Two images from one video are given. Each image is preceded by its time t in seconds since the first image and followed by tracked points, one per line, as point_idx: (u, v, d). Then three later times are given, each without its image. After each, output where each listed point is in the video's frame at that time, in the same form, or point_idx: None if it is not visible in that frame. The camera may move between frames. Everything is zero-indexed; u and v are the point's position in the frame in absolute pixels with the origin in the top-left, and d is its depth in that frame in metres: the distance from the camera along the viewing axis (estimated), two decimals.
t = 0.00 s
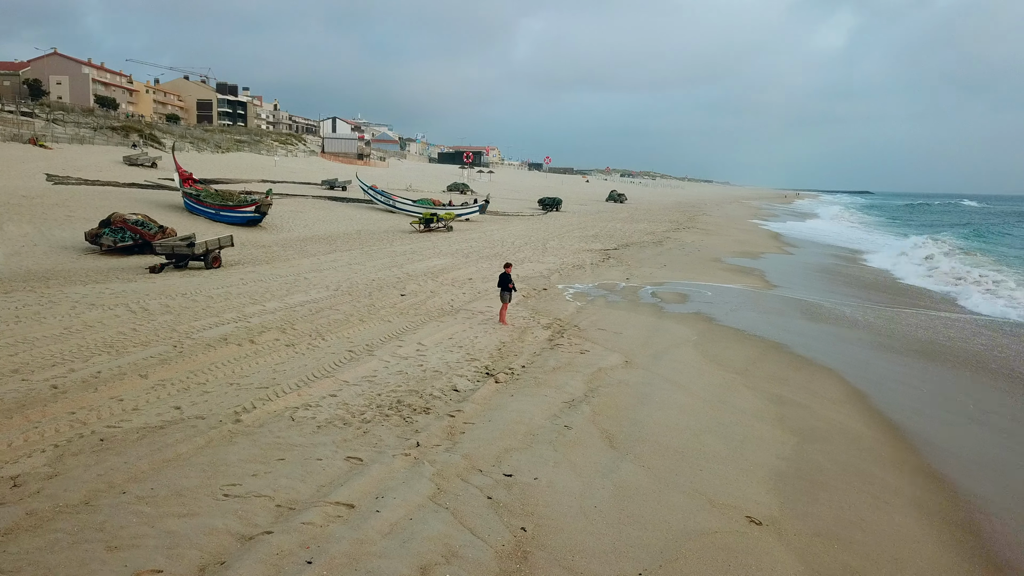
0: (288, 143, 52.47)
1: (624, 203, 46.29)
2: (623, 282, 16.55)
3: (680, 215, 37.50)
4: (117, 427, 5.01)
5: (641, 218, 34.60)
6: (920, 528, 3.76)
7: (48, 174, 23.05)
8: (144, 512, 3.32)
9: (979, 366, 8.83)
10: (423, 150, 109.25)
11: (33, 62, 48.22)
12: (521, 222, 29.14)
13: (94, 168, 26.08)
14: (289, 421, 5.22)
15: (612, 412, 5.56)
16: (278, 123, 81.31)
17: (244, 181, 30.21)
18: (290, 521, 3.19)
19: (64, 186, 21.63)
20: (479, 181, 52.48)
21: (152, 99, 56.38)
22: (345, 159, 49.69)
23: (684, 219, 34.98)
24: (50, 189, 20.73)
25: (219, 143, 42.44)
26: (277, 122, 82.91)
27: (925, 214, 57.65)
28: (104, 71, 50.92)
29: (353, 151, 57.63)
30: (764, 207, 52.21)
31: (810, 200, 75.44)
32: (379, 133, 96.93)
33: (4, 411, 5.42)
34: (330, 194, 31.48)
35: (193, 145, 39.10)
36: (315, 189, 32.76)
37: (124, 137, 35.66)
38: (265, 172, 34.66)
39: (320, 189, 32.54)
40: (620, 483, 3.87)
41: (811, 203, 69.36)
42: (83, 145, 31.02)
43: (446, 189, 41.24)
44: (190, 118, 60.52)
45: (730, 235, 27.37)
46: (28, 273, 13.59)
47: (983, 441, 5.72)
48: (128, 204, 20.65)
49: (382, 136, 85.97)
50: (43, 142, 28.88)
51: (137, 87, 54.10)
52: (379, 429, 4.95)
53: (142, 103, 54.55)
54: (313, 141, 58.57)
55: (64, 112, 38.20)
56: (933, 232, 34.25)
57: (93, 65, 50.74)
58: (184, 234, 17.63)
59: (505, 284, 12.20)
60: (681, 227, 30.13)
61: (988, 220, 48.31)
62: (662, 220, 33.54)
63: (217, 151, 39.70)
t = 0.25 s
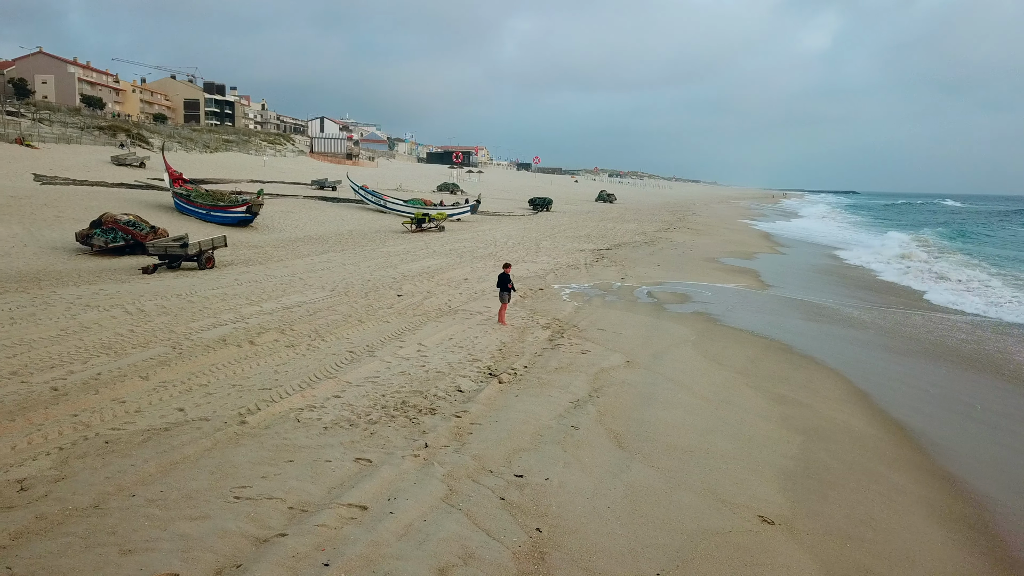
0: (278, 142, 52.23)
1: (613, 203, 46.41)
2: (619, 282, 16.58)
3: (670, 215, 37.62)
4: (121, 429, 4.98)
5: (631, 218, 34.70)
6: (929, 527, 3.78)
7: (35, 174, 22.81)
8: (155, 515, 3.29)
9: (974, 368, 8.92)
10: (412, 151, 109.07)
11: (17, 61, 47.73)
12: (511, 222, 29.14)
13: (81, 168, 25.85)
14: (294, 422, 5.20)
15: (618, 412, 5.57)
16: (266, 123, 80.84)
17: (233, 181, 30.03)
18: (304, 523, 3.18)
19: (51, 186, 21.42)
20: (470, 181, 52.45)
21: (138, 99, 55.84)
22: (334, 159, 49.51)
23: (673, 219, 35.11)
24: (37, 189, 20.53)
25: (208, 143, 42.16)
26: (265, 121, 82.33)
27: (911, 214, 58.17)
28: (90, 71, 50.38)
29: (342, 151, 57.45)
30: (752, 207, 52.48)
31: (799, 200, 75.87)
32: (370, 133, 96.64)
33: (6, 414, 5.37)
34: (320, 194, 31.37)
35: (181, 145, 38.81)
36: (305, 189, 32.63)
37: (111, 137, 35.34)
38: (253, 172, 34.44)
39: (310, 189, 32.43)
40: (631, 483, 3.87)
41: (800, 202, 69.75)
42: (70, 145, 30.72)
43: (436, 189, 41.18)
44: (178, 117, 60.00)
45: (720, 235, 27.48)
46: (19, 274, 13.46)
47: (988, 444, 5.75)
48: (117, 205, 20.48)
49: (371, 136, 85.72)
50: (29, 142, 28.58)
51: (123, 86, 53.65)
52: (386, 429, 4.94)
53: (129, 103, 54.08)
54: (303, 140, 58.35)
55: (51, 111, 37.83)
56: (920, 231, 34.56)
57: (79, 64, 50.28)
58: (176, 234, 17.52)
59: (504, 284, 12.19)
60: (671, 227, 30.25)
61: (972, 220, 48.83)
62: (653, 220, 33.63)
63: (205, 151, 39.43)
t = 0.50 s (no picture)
0: (268, 142, 51.96)
1: (604, 203, 46.53)
2: (615, 282, 16.61)
3: (661, 215, 37.73)
4: (125, 431, 4.94)
5: (622, 218, 34.75)
6: (938, 525, 3.81)
7: (22, 174, 22.57)
8: (166, 518, 3.26)
9: (969, 368, 8.99)
10: (403, 150, 108.81)
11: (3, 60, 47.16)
12: (503, 222, 29.17)
13: (69, 168, 25.60)
14: (300, 424, 5.17)
15: (624, 413, 5.58)
16: (255, 123, 80.38)
17: (223, 181, 29.84)
18: (318, 526, 3.16)
19: (39, 186, 21.21)
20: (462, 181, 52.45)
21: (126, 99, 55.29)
22: (324, 159, 49.31)
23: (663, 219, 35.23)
24: (25, 189, 20.32)
25: (198, 143, 41.87)
26: (254, 121, 81.76)
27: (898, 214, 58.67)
28: (77, 70, 49.85)
29: (331, 151, 57.22)
30: (742, 207, 52.74)
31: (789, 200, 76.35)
32: (361, 132, 96.34)
33: (7, 417, 5.31)
34: (311, 194, 31.25)
35: (171, 145, 38.52)
36: (295, 189, 32.49)
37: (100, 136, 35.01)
38: (244, 173, 34.26)
39: (300, 190, 32.32)
40: (643, 483, 3.87)
41: (789, 202, 70.20)
42: (58, 145, 30.41)
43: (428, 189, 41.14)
44: (166, 117, 59.50)
45: (711, 235, 27.58)
46: (10, 275, 13.32)
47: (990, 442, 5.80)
48: (107, 205, 20.30)
49: (361, 136, 85.38)
50: (16, 141, 28.23)
51: (111, 86, 53.14)
52: (393, 431, 4.92)
53: (116, 102, 53.58)
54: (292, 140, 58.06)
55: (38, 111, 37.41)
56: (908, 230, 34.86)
57: (66, 64, 49.75)
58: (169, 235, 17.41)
59: (504, 285, 12.19)
60: (662, 227, 30.34)
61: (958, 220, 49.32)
62: (645, 220, 33.74)
63: (195, 151, 39.15)
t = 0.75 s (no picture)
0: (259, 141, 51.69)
1: (595, 203, 46.66)
2: (612, 282, 16.65)
3: (651, 215, 37.88)
4: (130, 434, 4.90)
5: (612, 218, 34.87)
6: (947, 524, 3.83)
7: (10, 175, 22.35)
8: (179, 522, 3.24)
9: (965, 366, 9.08)
10: (394, 151, 108.57)
11: None
12: (495, 222, 29.21)
13: (58, 168, 25.37)
14: (307, 426, 5.15)
15: (631, 413, 5.58)
16: (244, 123, 79.95)
17: (213, 181, 29.68)
18: (333, 529, 3.14)
19: (28, 186, 21.03)
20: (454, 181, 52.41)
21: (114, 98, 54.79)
22: (314, 159, 49.21)
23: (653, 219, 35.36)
24: (14, 190, 20.13)
25: (188, 143, 41.61)
26: (244, 121, 81.25)
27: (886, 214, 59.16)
28: (64, 69, 49.31)
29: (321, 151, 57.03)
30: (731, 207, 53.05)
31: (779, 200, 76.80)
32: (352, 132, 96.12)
33: (9, 419, 5.26)
34: (301, 194, 31.15)
35: (161, 145, 38.26)
36: (285, 189, 32.39)
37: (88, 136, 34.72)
38: (235, 173, 34.10)
39: (291, 190, 32.23)
40: (655, 483, 3.88)
41: (779, 202, 70.62)
42: (47, 145, 30.12)
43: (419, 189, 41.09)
44: (155, 117, 59.04)
45: (702, 235, 27.71)
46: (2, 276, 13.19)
47: (994, 442, 5.83)
48: (98, 206, 20.15)
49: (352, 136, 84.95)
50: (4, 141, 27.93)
51: (99, 86, 52.68)
52: (401, 433, 4.90)
53: (104, 102, 53.12)
54: (281, 139, 57.81)
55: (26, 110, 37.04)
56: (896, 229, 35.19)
57: (54, 63, 49.27)
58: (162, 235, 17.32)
59: (504, 286, 12.19)
60: (654, 227, 30.45)
61: (944, 219, 49.84)
62: (636, 220, 33.84)
63: (185, 151, 38.87)
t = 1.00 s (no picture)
0: (248, 141, 51.46)
1: (585, 203, 46.75)
2: (608, 282, 16.68)
3: (642, 215, 37.97)
4: (135, 437, 4.85)
5: (602, 218, 34.93)
6: (957, 523, 3.85)
7: None
8: (192, 526, 3.21)
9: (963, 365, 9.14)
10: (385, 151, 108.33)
11: None
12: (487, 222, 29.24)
13: (47, 168, 25.12)
14: (314, 428, 5.12)
15: (638, 414, 5.58)
16: (233, 123, 79.50)
17: (203, 181, 29.50)
18: (348, 532, 3.12)
19: (16, 186, 20.79)
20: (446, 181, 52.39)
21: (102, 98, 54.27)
22: (303, 159, 49.04)
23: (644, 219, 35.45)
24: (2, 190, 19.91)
25: (178, 142, 41.35)
26: (232, 121, 80.77)
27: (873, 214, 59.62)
28: (51, 68, 48.81)
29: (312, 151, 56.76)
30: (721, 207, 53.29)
31: (769, 200, 77.25)
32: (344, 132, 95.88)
33: (11, 422, 5.20)
34: (291, 194, 31.06)
35: (150, 144, 37.97)
36: (275, 189, 32.29)
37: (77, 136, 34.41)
38: (224, 173, 33.93)
39: (282, 190, 32.13)
40: (667, 484, 3.88)
41: (768, 202, 71.05)
42: (36, 144, 29.82)
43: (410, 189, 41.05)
44: (143, 117, 58.56)
45: (694, 235, 27.80)
46: None
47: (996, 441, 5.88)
48: (88, 207, 19.98)
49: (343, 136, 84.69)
50: None
51: (87, 85, 52.22)
52: (409, 434, 4.88)
53: (92, 101, 52.65)
54: (270, 139, 57.49)
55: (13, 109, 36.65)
56: (884, 229, 35.46)
57: (41, 62, 48.79)
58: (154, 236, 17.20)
59: (504, 287, 12.19)
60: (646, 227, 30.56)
61: (930, 219, 50.33)
62: (627, 220, 33.95)
63: (174, 151, 38.59)
